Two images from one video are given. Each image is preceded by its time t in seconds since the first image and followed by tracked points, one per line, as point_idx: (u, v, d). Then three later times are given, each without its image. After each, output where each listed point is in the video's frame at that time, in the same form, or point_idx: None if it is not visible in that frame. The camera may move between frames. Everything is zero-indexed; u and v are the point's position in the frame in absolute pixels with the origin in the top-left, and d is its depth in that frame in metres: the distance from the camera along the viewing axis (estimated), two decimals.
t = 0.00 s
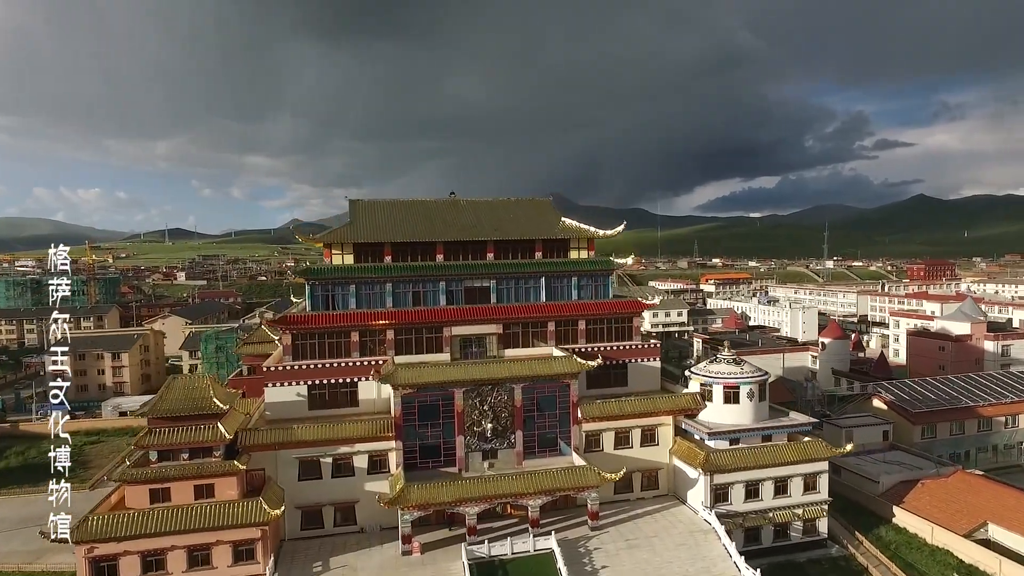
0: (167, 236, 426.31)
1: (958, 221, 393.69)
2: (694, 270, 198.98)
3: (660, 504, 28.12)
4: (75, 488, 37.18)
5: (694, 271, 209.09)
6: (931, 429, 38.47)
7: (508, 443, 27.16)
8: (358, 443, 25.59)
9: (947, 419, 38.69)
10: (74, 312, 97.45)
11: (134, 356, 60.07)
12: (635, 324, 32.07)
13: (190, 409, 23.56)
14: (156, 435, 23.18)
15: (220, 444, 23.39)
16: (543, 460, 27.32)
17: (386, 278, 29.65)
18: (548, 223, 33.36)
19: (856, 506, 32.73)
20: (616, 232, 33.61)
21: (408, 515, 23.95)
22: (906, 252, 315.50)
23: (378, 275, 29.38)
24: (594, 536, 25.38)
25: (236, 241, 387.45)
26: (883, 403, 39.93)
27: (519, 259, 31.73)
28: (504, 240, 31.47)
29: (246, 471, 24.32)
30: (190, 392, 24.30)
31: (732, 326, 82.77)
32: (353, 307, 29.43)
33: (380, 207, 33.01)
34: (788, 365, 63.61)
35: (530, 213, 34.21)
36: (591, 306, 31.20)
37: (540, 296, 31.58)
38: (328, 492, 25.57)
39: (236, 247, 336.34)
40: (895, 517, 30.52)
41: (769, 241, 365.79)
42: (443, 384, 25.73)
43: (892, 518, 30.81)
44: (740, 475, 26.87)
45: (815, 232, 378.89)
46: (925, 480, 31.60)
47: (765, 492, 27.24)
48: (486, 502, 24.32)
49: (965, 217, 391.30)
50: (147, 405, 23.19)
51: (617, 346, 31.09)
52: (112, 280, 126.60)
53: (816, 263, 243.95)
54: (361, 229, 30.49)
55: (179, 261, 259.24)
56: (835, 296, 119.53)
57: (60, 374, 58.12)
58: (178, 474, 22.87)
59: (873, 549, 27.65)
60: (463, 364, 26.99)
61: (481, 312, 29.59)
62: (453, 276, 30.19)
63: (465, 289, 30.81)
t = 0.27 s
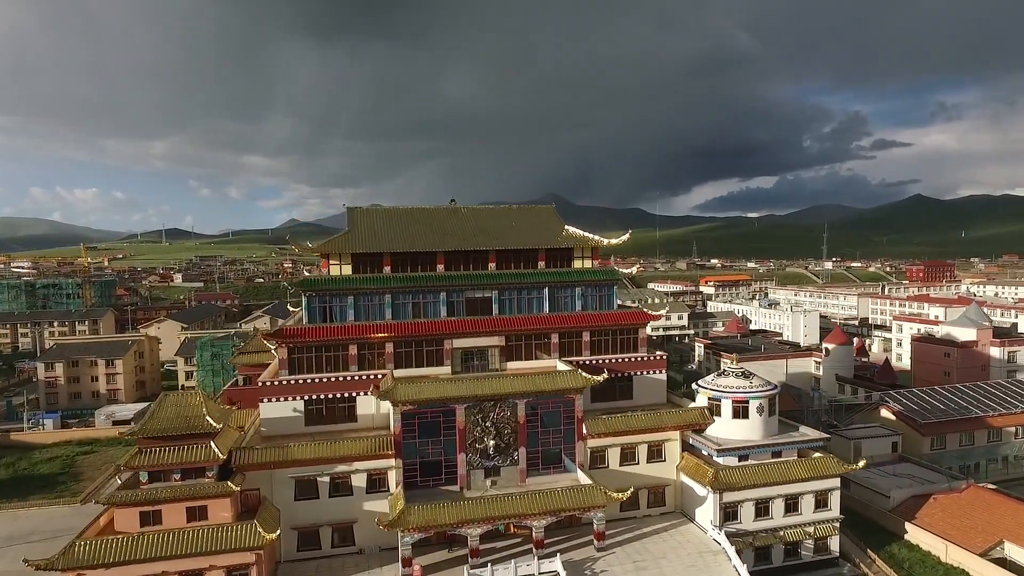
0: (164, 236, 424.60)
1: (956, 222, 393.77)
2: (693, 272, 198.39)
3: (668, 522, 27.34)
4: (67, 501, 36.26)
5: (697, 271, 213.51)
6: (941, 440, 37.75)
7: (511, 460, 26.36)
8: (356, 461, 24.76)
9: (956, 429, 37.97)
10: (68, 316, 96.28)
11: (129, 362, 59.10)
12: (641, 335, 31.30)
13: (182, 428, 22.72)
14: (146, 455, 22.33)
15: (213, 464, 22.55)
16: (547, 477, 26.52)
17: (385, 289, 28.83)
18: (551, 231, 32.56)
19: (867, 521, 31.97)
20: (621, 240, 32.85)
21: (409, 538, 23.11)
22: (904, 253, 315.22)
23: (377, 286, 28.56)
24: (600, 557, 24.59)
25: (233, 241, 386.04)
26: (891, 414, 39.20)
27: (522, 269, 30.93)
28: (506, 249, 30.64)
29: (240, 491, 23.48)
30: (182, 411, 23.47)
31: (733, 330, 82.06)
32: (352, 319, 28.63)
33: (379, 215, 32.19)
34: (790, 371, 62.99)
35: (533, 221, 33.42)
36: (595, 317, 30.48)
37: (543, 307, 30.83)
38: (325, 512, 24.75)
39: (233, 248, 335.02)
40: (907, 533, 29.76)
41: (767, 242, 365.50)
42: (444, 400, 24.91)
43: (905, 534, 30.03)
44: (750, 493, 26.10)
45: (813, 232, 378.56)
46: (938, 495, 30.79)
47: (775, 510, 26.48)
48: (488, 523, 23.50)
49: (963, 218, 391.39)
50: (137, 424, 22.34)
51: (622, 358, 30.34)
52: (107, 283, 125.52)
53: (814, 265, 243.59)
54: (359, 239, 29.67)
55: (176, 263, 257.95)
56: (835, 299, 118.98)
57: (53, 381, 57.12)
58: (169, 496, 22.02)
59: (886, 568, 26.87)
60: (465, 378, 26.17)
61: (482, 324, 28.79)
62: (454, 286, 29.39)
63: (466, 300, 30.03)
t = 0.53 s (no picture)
0: (162, 236, 422.91)
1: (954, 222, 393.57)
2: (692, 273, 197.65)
3: (676, 542, 26.52)
4: (58, 516, 35.31)
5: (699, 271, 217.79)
6: (952, 452, 36.95)
7: (515, 479, 25.51)
8: (355, 481, 23.91)
9: (968, 441, 37.17)
10: (63, 320, 95.22)
11: (124, 369, 58.17)
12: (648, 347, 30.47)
13: (173, 449, 21.88)
14: (136, 477, 21.48)
15: (206, 486, 21.69)
16: (552, 496, 25.68)
17: (385, 301, 27.99)
18: (555, 240, 31.71)
19: (879, 538, 31.17)
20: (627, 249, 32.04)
21: (409, 562, 22.26)
22: (904, 253, 314.40)
23: (376, 298, 27.70)
24: None
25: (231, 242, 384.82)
26: (901, 424, 38.40)
27: (526, 279, 30.07)
28: (510, 259, 29.76)
29: (235, 514, 22.62)
30: (175, 430, 22.63)
31: (736, 334, 81.25)
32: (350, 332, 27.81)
33: (378, 223, 31.32)
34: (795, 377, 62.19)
35: (536, 229, 32.57)
36: (601, 329, 29.66)
37: (547, 319, 30.01)
38: (323, 534, 23.91)
39: (231, 249, 333.81)
40: (922, 551, 28.97)
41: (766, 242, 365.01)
42: (446, 418, 24.06)
43: (919, 552, 29.22)
44: (762, 512, 25.27)
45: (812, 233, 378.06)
46: (953, 511, 29.95)
47: (788, 529, 25.67)
48: (492, 546, 22.64)
49: (961, 218, 391.22)
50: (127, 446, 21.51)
51: (628, 371, 29.56)
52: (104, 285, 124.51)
53: (814, 266, 242.98)
54: (358, 249, 28.82)
55: (173, 264, 256.75)
56: (836, 302, 118.29)
57: (47, 389, 56.15)
58: (160, 520, 21.16)
59: None
60: (467, 394, 25.32)
61: (485, 337, 27.96)
62: (456, 298, 28.56)
63: (468, 312, 29.21)
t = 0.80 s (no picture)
0: (159, 237, 421.22)
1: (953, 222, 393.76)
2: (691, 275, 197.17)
3: (686, 563, 25.67)
4: (47, 533, 34.27)
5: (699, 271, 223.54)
6: (964, 465, 36.12)
7: (518, 499, 24.66)
8: (353, 503, 23.02)
9: (979, 453, 36.35)
10: (58, 324, 94.13)
11: (117, 376, 57.17)
12: (654, 360, 29.62)
13: (163, 472, 20.98)
14: (124, 502, 20.57)
15: (197, 511, 20.78)
16: (557, 517, 24.80)
17: (384, 314, 27.09)
18: (559, 249, 30.83)
19: (892, 555, 30.34)
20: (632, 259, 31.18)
21: None
22: (902, 253, 314.47)
23: (375, 311, 26.80)
24: None
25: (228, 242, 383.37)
26: (911, 436, 37.57)
27: (528, 290, 29.18)
28: (513, 270, 28.83)
29: (228, 538, 21.71)
30: (165, 452, 21.72)
31: (738, 338, 80.52)
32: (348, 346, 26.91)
33: (377, 232, 30.37)
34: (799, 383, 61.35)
35: (540, 238, 31.68)
36: (607, 342, 28.80)
37: (551, 331, 29.13)
38: (320, 558, 23.02)
39: (228, 249, 332.44)
40: (937, 571, 28.13)
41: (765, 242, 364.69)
42: (448, 437, 23.18)
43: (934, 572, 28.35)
44: (775, 533, 24.40)
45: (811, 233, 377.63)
46: (969, 529, 29.07)
47: (801, 550, 24.81)
48: (496, 571, 21.77)
49: (960, 218, 391.44)
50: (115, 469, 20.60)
51: (634, 386, 28.71)
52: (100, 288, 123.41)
53: (813, 267, 242.46)
54: (356, 259, 27.90)
55: (170, 264, 255.74)
56: (837, 305, 117.69)
57: (39, 397, 55.13)
58: (149, 547, 20.24)
59: None
60: (469, 411, 24.45)
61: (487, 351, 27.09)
62: (457, 310, 27.66)
63: (470, 324, 28.35)
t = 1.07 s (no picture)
0: (157, 237, 419.49)
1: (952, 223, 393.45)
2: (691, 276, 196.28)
3: None
4: (36, 550, 33.26)
5: (700, 270, 228.71)
6: (977, 479, 35.25)
7: (523, 521, 23.75)
8: (351, 527, 22.09)
9: (993, 467, 35.47)
10: (52, 327, 93.00)
11: (112, 384, 56.18)
12: (662, 375, 28.72)
13: (152, 498, 20.05)
14: (111, 530, 19.62)
15: (188, 539, 19.85)
16: (563, 539, 23.89)
17: (383, 328, 26.15)
18: (563, 259, 29.89)
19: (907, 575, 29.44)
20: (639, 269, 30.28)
21: None
22: (902, 253, 313.92)
23: (374, 325, 25.84)
24: None
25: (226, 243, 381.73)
26: (922, 449, 36.70)
27: (532, 302, 28.27)
28: (516, 282, 27.89)
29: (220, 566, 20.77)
30: (154, 476, 20.81)
31: (740, 343, 79.64)
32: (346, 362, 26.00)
33: (376, 241, 29.40)
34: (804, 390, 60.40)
35: (544, 248, 30.73)
36: (613, 356, 27.92)
37: (555, 345, 28.24)
38: None
39: (226, 250, 330.78)
40: None
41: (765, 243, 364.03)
42: (450, 458, 22.27)
43: None
44: (789, 557, 23.48)
45: (811, 233, 376.93)
46: (987, 548, 28.17)
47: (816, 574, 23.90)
48: None
49: (960, 219, 391.11)
50: (102, 495, 19.67)
51: (642, 402, 27.83)
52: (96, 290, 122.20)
53: (814, 268, 241.64)
54: (354, 271, 26.95)
55: (168, 265, 254.31)
56: (839, 308, 116.87)
57: (31, 406, 54.08)
58: None
59: None
60: (472, 431, 23.52)
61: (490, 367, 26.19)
62: (459, 324, 26.74)
63: (472, 338, 27.42)
